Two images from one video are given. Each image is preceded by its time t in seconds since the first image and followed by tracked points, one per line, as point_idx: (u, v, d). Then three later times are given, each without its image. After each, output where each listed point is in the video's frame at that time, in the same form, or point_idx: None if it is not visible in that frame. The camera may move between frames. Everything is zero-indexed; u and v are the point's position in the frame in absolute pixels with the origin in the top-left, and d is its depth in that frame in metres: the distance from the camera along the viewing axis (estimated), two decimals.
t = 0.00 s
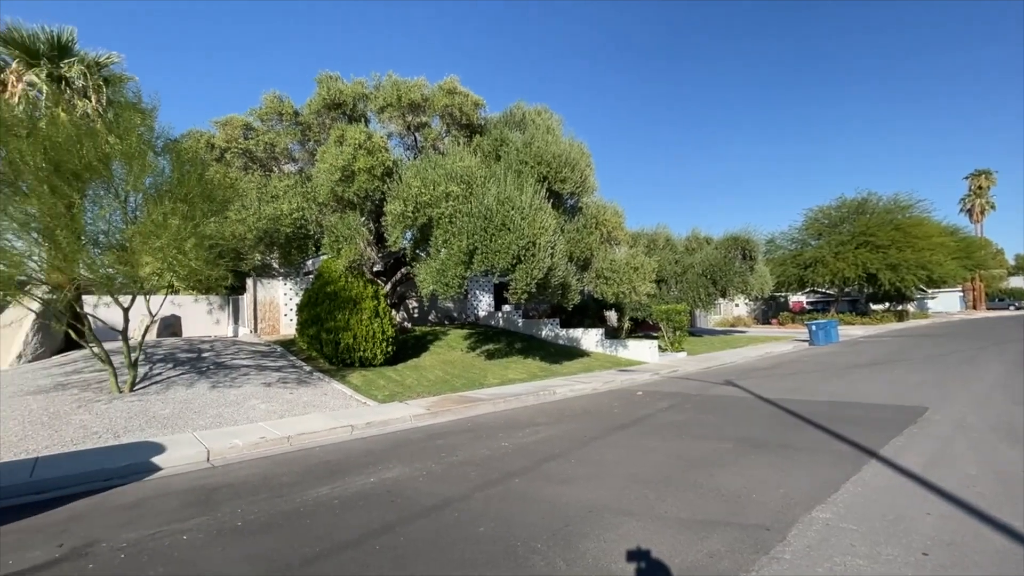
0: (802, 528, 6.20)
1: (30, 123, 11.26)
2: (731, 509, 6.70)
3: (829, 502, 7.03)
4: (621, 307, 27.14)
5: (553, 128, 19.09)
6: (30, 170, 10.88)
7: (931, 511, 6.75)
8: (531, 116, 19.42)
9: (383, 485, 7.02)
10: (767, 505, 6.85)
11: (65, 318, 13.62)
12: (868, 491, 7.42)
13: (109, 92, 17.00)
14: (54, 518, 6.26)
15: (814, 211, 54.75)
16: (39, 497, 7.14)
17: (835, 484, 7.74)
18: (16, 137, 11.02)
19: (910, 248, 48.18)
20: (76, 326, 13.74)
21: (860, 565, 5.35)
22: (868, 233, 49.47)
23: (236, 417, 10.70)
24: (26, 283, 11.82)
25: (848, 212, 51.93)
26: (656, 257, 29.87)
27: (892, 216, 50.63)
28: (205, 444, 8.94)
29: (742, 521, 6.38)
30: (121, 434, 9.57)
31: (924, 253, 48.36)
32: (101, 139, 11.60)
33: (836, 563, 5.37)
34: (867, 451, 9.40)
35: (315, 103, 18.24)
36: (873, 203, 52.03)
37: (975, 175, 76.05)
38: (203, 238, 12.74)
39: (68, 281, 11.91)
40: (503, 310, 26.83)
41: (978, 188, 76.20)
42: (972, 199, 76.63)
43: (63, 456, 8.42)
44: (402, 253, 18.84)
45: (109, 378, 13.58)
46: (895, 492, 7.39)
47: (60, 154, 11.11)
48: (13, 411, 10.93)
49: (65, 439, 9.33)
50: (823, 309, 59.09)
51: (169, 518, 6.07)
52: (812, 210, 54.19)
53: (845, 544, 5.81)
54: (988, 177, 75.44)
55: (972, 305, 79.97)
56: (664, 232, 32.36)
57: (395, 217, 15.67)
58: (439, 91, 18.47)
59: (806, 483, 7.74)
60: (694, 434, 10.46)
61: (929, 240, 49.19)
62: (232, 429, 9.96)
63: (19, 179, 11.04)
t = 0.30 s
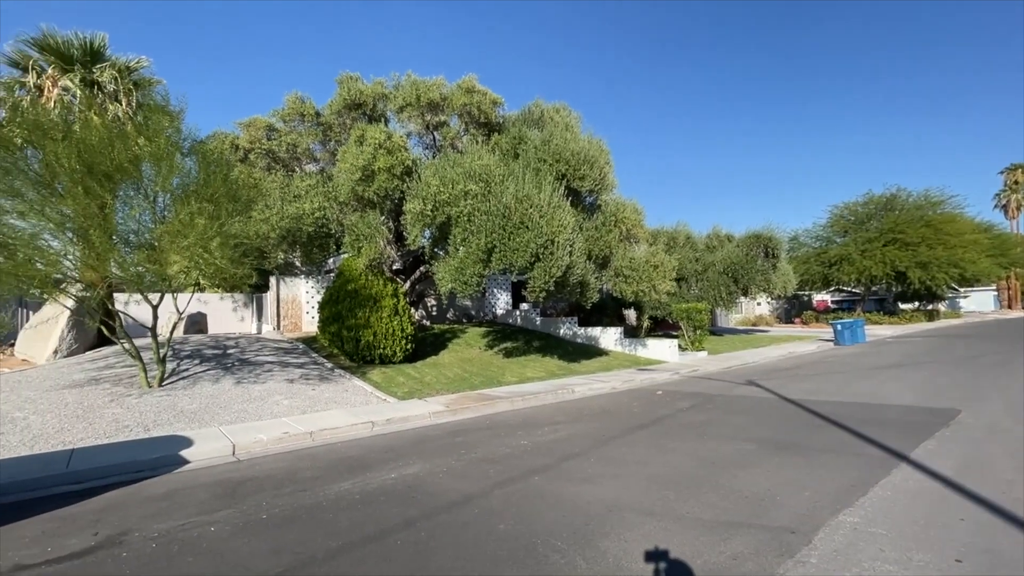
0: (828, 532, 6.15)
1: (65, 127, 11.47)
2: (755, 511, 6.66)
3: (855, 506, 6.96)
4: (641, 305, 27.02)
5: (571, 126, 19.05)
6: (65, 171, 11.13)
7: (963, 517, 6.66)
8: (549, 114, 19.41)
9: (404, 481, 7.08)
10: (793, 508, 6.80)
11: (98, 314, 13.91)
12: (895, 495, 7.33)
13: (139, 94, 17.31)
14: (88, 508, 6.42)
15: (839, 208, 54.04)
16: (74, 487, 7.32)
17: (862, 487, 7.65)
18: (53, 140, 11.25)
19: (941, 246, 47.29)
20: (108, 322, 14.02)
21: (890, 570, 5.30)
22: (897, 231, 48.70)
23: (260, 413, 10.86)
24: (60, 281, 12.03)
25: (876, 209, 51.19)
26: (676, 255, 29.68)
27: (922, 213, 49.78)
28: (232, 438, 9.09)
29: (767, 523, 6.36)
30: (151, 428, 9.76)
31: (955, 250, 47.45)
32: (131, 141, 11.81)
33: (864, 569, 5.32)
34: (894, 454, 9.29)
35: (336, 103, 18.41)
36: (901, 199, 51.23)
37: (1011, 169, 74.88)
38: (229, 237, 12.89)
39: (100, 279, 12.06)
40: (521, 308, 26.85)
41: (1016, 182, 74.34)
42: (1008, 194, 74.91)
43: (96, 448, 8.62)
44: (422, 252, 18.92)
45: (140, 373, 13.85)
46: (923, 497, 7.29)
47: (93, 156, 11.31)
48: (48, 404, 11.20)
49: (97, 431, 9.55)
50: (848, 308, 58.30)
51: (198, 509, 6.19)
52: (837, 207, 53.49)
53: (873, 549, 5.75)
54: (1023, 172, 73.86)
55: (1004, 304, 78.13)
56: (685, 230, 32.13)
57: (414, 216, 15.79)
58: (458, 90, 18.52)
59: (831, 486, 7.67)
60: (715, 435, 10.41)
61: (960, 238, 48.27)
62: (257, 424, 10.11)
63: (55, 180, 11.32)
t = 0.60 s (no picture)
0: (828, 531, 6.15)
1: (64, 124, 11.46)
2: (755, 510, 6.66)
3: (855, 505, 6.96)
4: (641, 304, 27.02)
5: (573, 124, 19.02)
6: (64, 168, 11.14)
7: (962, 516, 6.66)
8: (550, 112, 19.38)
9: (403, 479, 7.08)
10: (792, 507, 6.80)
11: (97, 312, 13.89)
12: (895, 494, 7.32)
13: (139, 92, 17.31)
14: (88, 505, 6.43)
15: (839, 207, 54.05)
16: (74, 485, 7.32)
17: (861, 487, 7.65)
18: (52, 137, 11.24)
19: (940, 245, 47.31)
20: (107, 319, 14.00)
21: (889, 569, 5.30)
22: (896, 230, 48.69)
23: (260, 411, 10.87)
24: (60, 278, 12.03)
25: (876, 208, 51.18)
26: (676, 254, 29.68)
27: (921, 212, 49.80)
28: (232, 436, 9.10)
29: (767, 522, 6.35)
30: (151, 426, 9.77)
31: (955, 250, 47.46)
32: (131, 138, 11.81)
33: (864, 568, 5.31)
34: (893, 453, 9.28)
35: (337, 101, 18.41)
36: (901, 198, 51.19)
37: (1011, 169, 74.93)
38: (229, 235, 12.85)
39: (99, 276, 12.10)
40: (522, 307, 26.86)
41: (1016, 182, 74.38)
42: (1007, 194, 74.85)
43: (96, 446, 8.63)
44: (421, 250, 18.92)
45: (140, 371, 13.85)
46: (923, 496, 7.29)
47: (93, 153, 11.31)
48: (47, 401, 11.20)
49: (97, 429, 9.55)
50: (847, 308, 58.31)
51: (198, 507, 6.19)
52: (837, 207, 53.49)
53: (874, 548, 5.75)
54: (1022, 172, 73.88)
55: (1002, 304, 78.11)
56: (685, 228, 32.14)
57: (414, 214, 15.79)
58: (459, 88, 18.51)
59: (831, 485, 7.66)
60: (715, 434, 10.41)
61: (960, 237, 48.29)
62: (257, 422, 10.12)
63: (54, 177, 11.35)
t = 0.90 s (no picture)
0: (801, 526, 6.20)
1: (27, 115, 11.23)
2: (730, 506, 6.70)
3: (827, 500, 7.04)
4: (621, 303, 27.14)
5: (554, 124, 19.03)
6: (27, 161, 10.86)
7: (928, 509, 6.77)
8: (532, 111, 19.36)
9: (382, 479, 7.02)
10: (766, 503, 6.85)
11: (63, 310, 13.58)
12: (866, 489, 7.42)
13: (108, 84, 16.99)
14: (54, 510, 6.28)
15: (812, 210, 54.77)
16: (39, 489, 7.15)
17: (834, 482, 7.73)
18: (13, 128, 11.00)
19: (908, 247, 48.23)
20: (73, 318, 13.70)
21: (859, 563, 5.36)
22: (867, 232, 49.46)
23: (234, 412, 10.71)
24: (22, 275, 11.75)
25: (847, 211, 51.97)
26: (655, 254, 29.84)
27: (891, 215, 50.69)
28: (204, 437, 8.96)
29: (742, 518, 6.39)
30: (119, 428, 9.59)
31: (922, 251, 48.41)
32: (99, 131, 11.58)
33: (835, 561, 5.36)
34: (864, 449, 9.41)
35: (316, 96, 18.25)
36: (872, 201, 52.02)
37: (973, 175, 76.52)
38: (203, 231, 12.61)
39: (64, 273, 11.84)
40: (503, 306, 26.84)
41: (979, 187, 75.95)
42: (971, 199, 76.33)
43: (61, 449, 8.44)
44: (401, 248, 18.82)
45: (108, 371, 13.58)
46: (892, 490, 7.40)
47: (58, 146, 11.10)
48: (12, 403, 10.94)
49: (63, 432, 9.35)
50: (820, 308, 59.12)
51: (167, 511, 6.08)
52: (811, 209, 54.21)
53: (844, 542, 5.82)
54: (986, 177, 75.46)
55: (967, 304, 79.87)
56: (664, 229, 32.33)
57: (395, 212, 15.75)
58: (440, 85, 18.43)
59: (805, 481, 7.74)
60: (693, 432, 10.48)
61: (927, 240, 49.27)
62: (230, 423, 9.97)
63: (16, 170, 11.06)
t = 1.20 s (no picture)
0: (749, 517, 6.29)
1: None
2: (683, 501, 6.76)
3: (775, 492, 7.17)
4: (581, 303, 27.31)
5: (517, 124, 19.04)
6: None
7: (868, 498, 6.96)
8: (494, 111, 19.33)
9: (337, 483, 6.87)
10: (717, 496, 6.95)
11: None
12: (812, 482, 7.58)
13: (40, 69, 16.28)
14: None
15: (762, 214, 56.05)
16: None
17: (783, 475, 7.89)
18: None
19: (848, 251, 49.88)
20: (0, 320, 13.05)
21: (802, 551, 5.46)
22: (812, 237, 50.89)
23: (178, 416, 10.36)
24: None
25: (795, 216, 53.37)
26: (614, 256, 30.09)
27: (834, 220, 52.28)
28: (145, 444, 8.63)
29: (694, 512, 6.45)
30: (48, 436, 9.16)
31: (862, 255, 50.12)
32: (27, 115, 11.03)
33: (780, 551, 5.45)
34: (811, 443, 9.63)
35: (271, 87, 17.85)
36: (817, 207, 53.54)
37: (907, 185, 79.25)
38: (146, 226, 12.17)
39: None
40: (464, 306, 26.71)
41: (912, 197, 78.73)
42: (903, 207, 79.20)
43: None
44: (360, 246, 18.56)
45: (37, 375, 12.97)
46: (835, 481, 7.59)
47: None
48: None
49: None
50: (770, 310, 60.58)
51: (103, 524, 5.82)
52: (761, 214, 55.49)
53: (788, 531, 5.93)
54: (918, 187, 78.51)
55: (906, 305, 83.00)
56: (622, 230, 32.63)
57: (353, 209, 15.46)
58: (402, 81, 18.25)
59: (756, 475, 7.87)
60: (649, 429, 10.56)
61: (867, 244, 51.07)
62: (175, 428, 9.64)
63: None
